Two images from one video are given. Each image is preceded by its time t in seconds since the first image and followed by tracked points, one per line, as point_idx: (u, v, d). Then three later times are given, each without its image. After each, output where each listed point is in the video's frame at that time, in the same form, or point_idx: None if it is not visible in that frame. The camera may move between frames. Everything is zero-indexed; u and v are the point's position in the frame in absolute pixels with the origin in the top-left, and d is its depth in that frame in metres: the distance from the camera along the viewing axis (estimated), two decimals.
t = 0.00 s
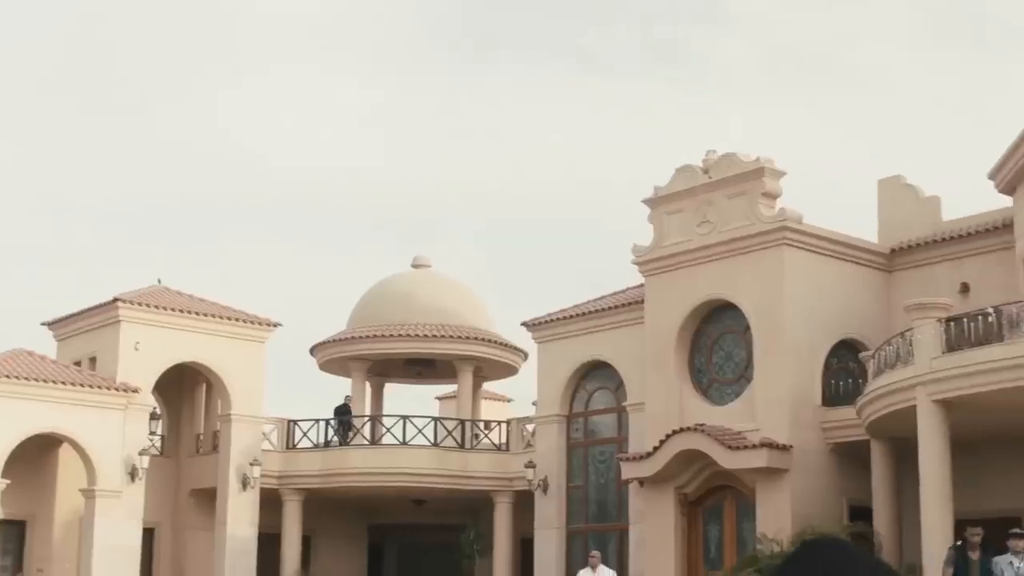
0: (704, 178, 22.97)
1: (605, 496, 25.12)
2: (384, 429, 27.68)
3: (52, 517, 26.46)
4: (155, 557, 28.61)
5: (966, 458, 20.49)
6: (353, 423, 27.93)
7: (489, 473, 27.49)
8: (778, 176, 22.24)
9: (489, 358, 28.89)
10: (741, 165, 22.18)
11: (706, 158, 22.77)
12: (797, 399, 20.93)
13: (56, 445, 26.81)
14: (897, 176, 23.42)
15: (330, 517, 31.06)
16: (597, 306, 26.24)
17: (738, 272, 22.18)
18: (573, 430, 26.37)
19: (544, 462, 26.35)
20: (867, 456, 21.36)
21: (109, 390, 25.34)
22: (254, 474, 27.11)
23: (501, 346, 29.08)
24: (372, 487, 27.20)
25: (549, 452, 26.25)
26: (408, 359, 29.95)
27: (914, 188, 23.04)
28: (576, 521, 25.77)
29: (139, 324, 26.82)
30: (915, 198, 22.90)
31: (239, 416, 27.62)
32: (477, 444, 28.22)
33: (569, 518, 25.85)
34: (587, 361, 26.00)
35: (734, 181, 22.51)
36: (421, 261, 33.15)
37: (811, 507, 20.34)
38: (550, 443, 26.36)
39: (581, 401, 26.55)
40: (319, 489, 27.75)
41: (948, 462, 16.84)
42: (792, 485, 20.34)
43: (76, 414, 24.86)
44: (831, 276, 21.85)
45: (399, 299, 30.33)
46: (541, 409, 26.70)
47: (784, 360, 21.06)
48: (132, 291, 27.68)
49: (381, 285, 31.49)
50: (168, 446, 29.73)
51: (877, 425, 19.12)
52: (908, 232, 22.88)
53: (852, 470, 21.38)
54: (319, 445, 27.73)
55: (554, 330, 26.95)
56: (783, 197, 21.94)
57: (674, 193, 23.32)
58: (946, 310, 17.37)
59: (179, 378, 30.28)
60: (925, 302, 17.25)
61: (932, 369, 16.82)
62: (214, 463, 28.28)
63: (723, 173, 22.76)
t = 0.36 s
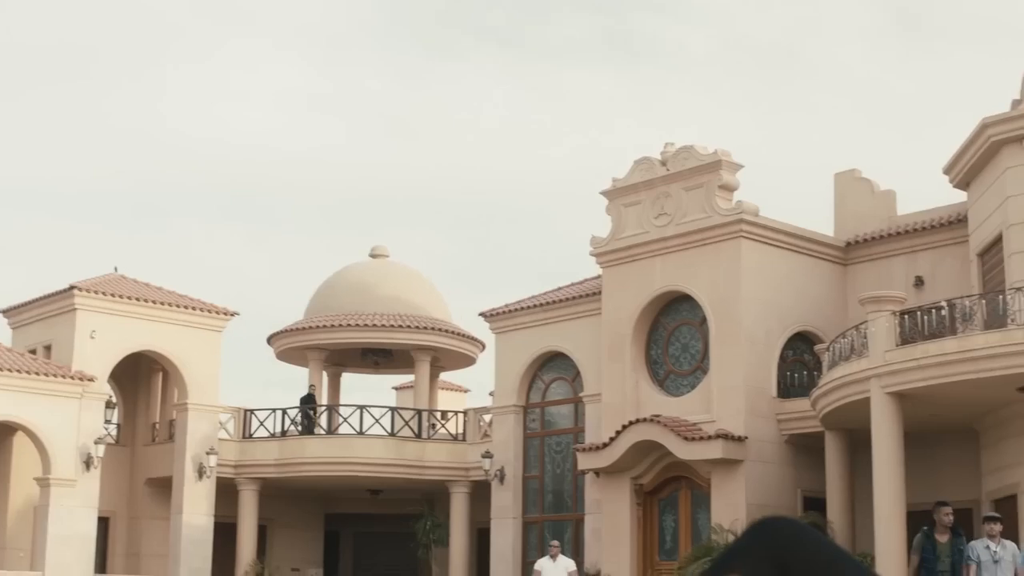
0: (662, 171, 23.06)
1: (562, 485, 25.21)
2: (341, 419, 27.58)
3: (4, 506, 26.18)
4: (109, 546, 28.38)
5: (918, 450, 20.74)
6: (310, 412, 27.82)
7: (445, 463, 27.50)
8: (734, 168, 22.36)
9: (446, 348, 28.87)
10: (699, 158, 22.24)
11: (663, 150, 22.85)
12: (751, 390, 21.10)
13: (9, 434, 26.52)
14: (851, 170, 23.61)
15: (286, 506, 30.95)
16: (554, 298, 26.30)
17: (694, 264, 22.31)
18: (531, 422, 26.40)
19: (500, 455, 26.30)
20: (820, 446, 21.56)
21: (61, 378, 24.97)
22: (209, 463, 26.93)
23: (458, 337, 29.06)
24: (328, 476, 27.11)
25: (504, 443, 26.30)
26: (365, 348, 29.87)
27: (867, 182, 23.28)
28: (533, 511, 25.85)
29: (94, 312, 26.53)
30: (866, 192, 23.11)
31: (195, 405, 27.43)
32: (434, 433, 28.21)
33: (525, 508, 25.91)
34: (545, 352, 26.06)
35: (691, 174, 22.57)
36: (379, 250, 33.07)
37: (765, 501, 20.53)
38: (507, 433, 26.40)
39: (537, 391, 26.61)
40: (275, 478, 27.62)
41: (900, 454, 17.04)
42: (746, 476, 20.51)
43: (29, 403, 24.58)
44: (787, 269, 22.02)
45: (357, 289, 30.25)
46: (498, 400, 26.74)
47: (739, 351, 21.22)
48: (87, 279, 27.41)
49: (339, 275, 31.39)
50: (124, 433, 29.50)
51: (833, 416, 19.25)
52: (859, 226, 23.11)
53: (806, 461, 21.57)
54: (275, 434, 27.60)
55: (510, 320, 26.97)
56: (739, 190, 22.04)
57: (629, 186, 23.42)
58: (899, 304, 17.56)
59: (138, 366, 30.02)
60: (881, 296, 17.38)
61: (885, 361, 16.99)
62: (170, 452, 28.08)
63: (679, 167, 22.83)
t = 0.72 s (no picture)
0: (620, 158, 23.11)
1: (517, 472, 25.24)
2: (297, 404, 27.44)
3: None
4: (63, 531, 28.10)
5: (870, 437, 20.97)
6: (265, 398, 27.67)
7: (401, 448, 27.44)
8: (691, 157, 22.44)
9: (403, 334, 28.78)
10: (657, 146, 22.31)
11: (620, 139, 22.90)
12: (706, 378, 21.22)
13: None
14: (807, 160, 23.78)
15: (241, 492, 30.78)
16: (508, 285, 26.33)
17: (651, 251, 22.38)
18: (485, 407, 26.41)
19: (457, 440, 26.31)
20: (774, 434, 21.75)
21: (17, 361, 24.82)
22: (164, 448, 26.71)
23: (414, 323, 28.97)
24: (283, 462, 26.98)
25: (460, 430, 26.38)
26: (321, 334, 29.72)
27: (824, 170, 23.43)
28: (488, 496, 25.87)
29: (50, 295, 26.23)
30: (824, 181, 23.27)
31: (150, 390, 27.19)
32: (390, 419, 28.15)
33: (480, 494, 25.93)
34: (501, 338, 26.12)
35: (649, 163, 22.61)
36: (335, 236, 32.91)
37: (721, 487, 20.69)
38: (462, 419, 26.39)
39: (493, 377, 26.61)
40: (229, 464, 27.46)
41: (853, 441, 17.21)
42: (701, 463, 20.65)
43: None
44: (743, 257, 22.15)
45: (313, 275, 30.15)
46: (454, 386, 26.75)
47: (694, 339, 21.33)
48: (41, 262, 27.11)
49: (296, 260, 31.20)
50: (78, 418, 29.25)
51: (787, 404, 19.42)
52: (816, 214, 23.28)
53: (760, 448, 21.73)
54: (231, 419, 27.43)
55: (465, 306, 27.02)
56: (696, 179, 22.12)
57: (586, 173, 23.47)
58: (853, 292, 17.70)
59: (93, 350, 29.78)
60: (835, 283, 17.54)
61: (839, 350, 17.15)
62: (124, 437, 27.85)
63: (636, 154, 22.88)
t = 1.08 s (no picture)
0: (575, 146, 23.17)
1: (470, 458, 25.24)
2: (250, 389, 27.33)
3: None
4: (12, 517, 27.76)
5: (820, 425, 21.18)
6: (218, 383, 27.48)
7: (354, 434, 27.36)
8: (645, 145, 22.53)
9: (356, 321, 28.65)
10: (612, 134, 22.38)
11: (576, 126, 22.96)
12: (658, 365, 21.35)
13: None
14: (760, 150, 23.94)
15: (193, 477, 30.54)
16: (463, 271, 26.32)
17: (605, 239, 22.47)
18: (439, 394, 26.39)
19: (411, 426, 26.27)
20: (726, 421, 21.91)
21: None
22: (116, 434, 26.46)
23: (368, 309, 28.84)
24: (235, 447, 26.82)
25: (413, 416, 26.33)
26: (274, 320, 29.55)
27: (778, 160, 23.60)
28: (441, 483, 25.84)
29: (5, 279, 25.91)
30: (777, 170, 23.44)
31: (102, 374, 26.91)
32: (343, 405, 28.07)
33: (433, 480, 25.90)
34: (455, 324, 26.11)
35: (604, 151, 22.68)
36: (289, 221, 32.71)
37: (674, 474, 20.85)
38: (416, 406, 26.36)
39: (446, 364, 26.60)
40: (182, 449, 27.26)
41: (804, 429, 17.46)
42: (654, 450, 20.79)
43: None
44: (696, 246, 22.28)
45: (266, 260, 29.94)
46: (407, 372, 26.71)
47: (647, 326, 21.45)
48: None
49: (250, 245, 30.99)
50: (29, 403, 28.88)
51: (739, 392, 19.59)
52: (769, 203, 23.44)
53: (712, 435, 21.90)
54: (183, 405, 27.23)
55: (419, 292, 27.00)
56: (650, 167, 22.21)
57: (542, 160, 23.52)
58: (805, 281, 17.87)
59: (44, 332, 29.60)
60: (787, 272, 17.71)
61: (790, 338, 17.34)
62: (75, 422, 27.55)
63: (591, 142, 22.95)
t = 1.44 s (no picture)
0: (540, 135, 23.20)
1: (434, 446, 25.23)
2: (213, 377, 27.22)
3: None
4: None
5: (782, 414, 21.34)
6: (181, 370, 27.32)
7: (317, 422, 27.30)
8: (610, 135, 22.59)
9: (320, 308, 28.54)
10: (576, 123, 22.42)
11: (540, 115, 22.98)
12: (621, 354, 21.43)
13: None
14: (724, 139, 24.07)
15: (155, 465, 30.36)
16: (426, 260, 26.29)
17: (569, 228, 22.50)
18: (401, 382, 26.36)
19: (374, 414, 26.26)
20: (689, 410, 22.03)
21: None
22: (78, 421, 26.25)
23: (332, 297, 28.69)
24: (198, 435, 26.68)
25: (377, 404, 26.28)
26: (237, 307, 29.40)
27: (740, 151, 23.73)
28: (404, 471, 25.82)
29: None
30: (740, 161, 23.57)
31: (63, 361, 26.69)
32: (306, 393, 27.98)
33: (397, 468, 25.88)
34: (419, 313, 26.09)
35: (568, 141, 22.73)
36: (252, 209, 32.52)
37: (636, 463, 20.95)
38: (379, 394, 26.32)
39: (410, 352, 26.58)
40: (144, 437, 27.09)
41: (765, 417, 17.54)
42: (616, 439, 20.88)
43: None
44: (659, 236, 22.35)
45: (229, 247, 29.76)
46: (371, 360, 26.66)
47: (610, 315, 21.52)
48: None
49: (213, 232, 30.80)
50: None
51: (701, 381, 19.69)
52: (732, 194, 23.55)
53: (675, 424, 22.01)
54: (145, 392, 27.06)
55: (383, 281, 27.00)
56: (614, 156, 22.26)
57: (506, 149, 23.53)
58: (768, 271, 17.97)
59: (5, 319, 29.21)
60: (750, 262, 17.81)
61: (753, 327, 17.43)
62: (36, 409, 27.32)
63: (556, 131, 22.98)
